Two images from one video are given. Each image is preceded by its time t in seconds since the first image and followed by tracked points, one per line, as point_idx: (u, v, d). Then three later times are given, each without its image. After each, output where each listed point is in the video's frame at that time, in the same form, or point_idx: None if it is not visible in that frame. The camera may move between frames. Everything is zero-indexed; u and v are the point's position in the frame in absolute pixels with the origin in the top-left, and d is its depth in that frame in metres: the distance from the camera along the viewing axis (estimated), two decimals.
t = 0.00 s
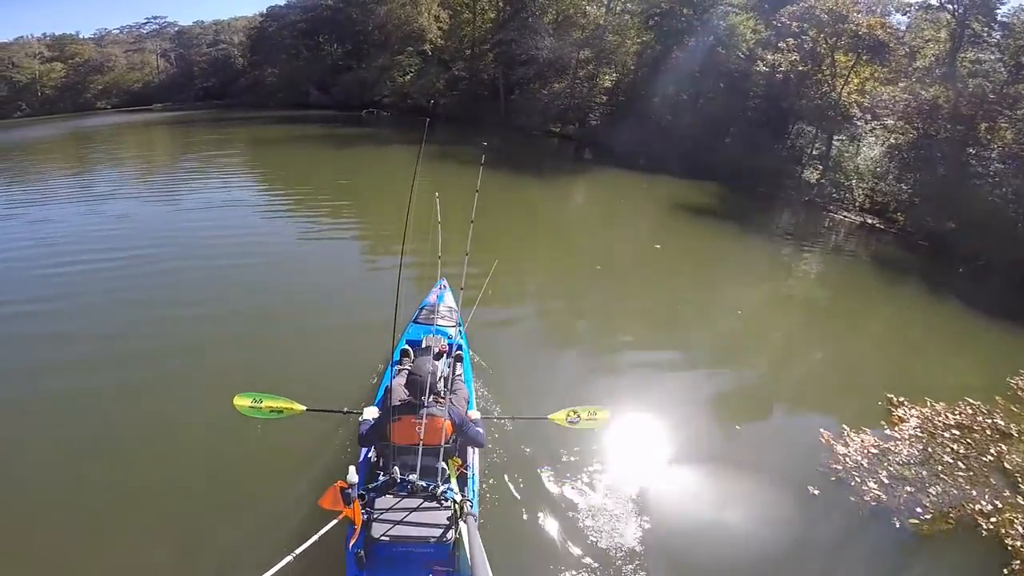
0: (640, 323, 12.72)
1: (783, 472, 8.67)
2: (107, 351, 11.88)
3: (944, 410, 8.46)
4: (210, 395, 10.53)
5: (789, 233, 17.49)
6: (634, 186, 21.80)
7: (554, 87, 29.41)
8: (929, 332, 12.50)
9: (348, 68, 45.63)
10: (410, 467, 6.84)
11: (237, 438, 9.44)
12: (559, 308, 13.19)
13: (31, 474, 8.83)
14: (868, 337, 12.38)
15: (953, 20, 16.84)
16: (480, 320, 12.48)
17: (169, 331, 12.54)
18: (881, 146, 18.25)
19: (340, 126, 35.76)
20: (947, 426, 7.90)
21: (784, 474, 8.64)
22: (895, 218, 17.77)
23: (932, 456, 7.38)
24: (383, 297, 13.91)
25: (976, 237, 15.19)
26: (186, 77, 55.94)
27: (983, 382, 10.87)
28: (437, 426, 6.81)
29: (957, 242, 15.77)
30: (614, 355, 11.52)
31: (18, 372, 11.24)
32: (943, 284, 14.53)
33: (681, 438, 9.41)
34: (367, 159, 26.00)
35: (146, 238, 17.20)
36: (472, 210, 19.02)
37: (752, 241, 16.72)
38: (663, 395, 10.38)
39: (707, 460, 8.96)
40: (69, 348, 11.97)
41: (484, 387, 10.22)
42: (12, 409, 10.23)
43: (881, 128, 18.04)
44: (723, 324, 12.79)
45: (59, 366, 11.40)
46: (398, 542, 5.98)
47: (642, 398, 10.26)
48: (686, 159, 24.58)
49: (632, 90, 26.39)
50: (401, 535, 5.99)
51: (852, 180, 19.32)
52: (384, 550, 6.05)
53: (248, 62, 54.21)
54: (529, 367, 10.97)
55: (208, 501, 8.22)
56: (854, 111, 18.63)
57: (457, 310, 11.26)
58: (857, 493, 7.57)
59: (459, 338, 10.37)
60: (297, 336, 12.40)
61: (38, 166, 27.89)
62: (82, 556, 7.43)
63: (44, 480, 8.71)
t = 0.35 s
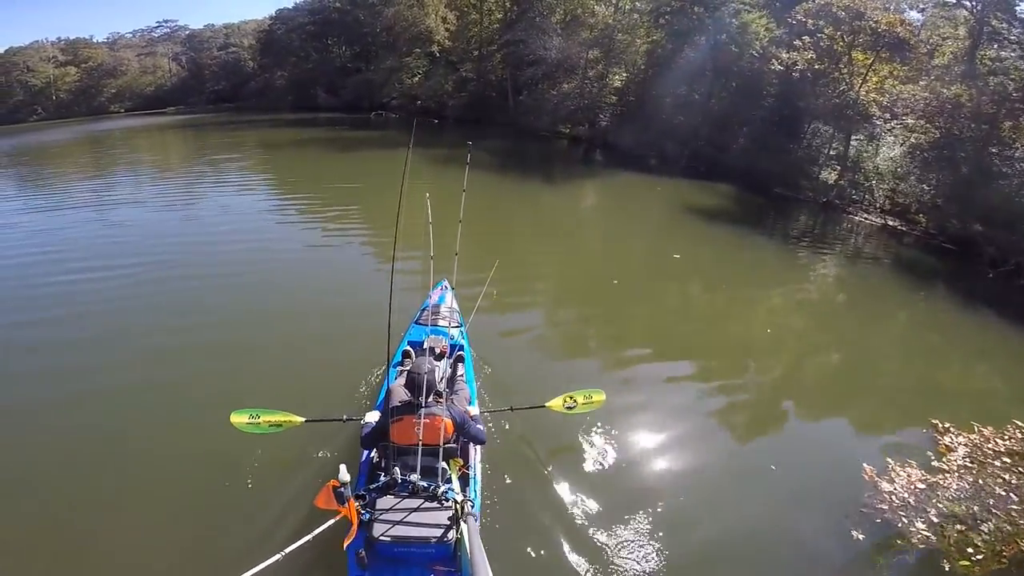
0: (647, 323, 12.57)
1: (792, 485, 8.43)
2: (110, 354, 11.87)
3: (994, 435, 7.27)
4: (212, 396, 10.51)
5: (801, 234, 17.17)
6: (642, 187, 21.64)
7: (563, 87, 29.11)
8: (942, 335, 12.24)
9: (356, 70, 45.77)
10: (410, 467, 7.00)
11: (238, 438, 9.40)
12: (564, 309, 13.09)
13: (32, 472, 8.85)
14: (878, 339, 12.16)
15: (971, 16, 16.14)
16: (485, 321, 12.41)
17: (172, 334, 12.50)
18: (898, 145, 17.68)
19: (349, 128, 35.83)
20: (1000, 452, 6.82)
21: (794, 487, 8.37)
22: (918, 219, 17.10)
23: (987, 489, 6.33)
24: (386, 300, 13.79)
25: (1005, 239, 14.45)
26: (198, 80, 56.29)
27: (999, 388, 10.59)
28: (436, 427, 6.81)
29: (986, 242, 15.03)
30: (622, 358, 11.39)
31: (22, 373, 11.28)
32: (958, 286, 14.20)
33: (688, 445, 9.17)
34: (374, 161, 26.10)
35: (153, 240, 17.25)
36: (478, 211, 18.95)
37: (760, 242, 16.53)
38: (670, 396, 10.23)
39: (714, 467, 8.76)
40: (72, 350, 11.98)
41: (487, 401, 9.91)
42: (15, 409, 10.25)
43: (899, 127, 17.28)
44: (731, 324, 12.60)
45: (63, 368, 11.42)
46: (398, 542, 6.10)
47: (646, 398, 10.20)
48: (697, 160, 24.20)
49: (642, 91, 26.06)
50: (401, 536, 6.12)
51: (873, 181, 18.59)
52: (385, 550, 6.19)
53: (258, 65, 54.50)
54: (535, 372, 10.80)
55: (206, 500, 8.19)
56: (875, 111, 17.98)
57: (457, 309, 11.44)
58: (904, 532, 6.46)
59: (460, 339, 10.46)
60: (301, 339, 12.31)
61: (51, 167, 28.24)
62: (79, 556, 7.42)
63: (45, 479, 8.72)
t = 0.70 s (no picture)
0: (649, 328, 12.48)
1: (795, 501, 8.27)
2: (106, 352, 11.74)
3: None
4: (211, 394, 10.47)
5: (810, 244, 16.87)
6: (648, 191, 21.54)
7: (571, 88, 28.88)
8: (950, 347, 12.09)
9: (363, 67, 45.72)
10: (410, 466, 6.85)
11: (237, 438, 9.40)
12: (567, 312, 13.00)
13: (32, 470, 8.86)
14: (884, 350, 12.03)
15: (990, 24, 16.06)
16: (486, 322, 12.32)
17: (169, 333, 12.37)
18: (914, 155, 17.39)
19: (355, 126, 35.83)
20: None
21: (797, 504, 8.21)
22: (930, 232, 16.72)
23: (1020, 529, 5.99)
24: (386, 300, 13.63)
25: None
26: (205, 75, 56.27)
27: (1005, 401, 10.51)
28: (436, 427, 6.81)
29: (1002, 258, 14.60)
30: (625, 363, 11.26)
31: (20, 370, 11.21)
32: (966, 297, 14.05)
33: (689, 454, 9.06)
34: (380, 160, 26.10)
35: (154, 237, 17.13)
36: (483, 212, 18.91)
37: (766, 249, 16.43)
38: (672, 403, 10.12)
39: (715, 479, 8.61)
40: (69, 348, 11.86)
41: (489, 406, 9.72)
42: (13, 406, 10.21)
43: (913, 135, 17.17)
44: (735, 332, 12.52)
45: (60, 366, 11.33)
46: (397, 543, 6.03)
47: (648, 402, 10.15)
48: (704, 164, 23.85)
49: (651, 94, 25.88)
50: (401, 537, 6.03)
51: (886, 192, 18.17)
52: (384, 550, 6.11)
53: (265, 60, 54.50)
54: (535, 378, 10.61)
55: (204, 502, 8.20)
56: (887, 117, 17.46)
57: (456, 309, 11.43)
58: None
59: (458, 338, 10.44)
60: (300, 337, 12.22)
61: (58, 161, 28.31)
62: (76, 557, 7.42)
63: (43, 477, 8.74)
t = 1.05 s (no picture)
0: (655, 330, 12.30)
1: (803, 513, 8.05)
2: (103, 355, 11.61)
3: None
4: (212, 394, 10.40)
5: (822, 248, 16.45)
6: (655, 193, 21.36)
7: (578, 89, 28.71)
8: (965, 353, 11.80)
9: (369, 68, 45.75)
10: (410, 467, 6.74)
11: (236, 437, 9.29)
12: (572, 314, 12.85)
13: (28, 468, 8.80)
14: (895, 354, 11.80)
15: (1007, 23, 15.45)
16: (489, 323, 12.21)
17: (166, 336, 12.24)
18: (932, 156, 16.93)
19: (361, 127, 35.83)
20: None
21: (804, 516, 8.00)
22: (948, 235, 16.28)
23: None
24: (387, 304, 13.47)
25: None
26: (213, 76, 56.42)
27: (1018, 405, 10.34)
28: (436, 426, 6.71)
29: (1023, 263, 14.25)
30: (634, 368, 11.07)
31: (17, 371, 11.12)
32: (980, 302, 13.75)
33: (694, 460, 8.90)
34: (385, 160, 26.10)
35: (159, 237, 17.13)
36: (488, 212, 18.81)
37: (774, 251, 16.23)
38: (676, 406, 10.01)
39: (721, 486, 8.42)
40: (65, 351, 11.72)
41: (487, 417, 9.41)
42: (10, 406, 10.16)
43: (930, 136, 16.65)
44: (741, 334, 12.36)
45: (56, 368, 11.23)
46: (397, 543, 5.93)
47: (652, 405, 10.05)
48: (715, 166, 23.52)
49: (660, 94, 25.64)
50: (401, 537, 5.93)
51: (902, 195, 17.82)
52: (384, 550, 6.02)
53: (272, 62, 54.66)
54: (534, 386, 10.32)
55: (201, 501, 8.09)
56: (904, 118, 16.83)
57: (457, 309, 11.34)
58: None
59: (459, 339, 10.35)
60: (302, 338, 12.11)
61: (67, 161, 28.58)
62: (68, 555, 7.33)
63: (40, 474, 8.67)
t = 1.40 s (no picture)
0: (660, 331, 12.19)
1: (809, 516, 7.90)
2: (106, 358, 11.59)
3: None
4: (214, 393, 10.42)
5: (837, 250, 16.06)
6: (660, 192, 21.22)
7: (586, 88, 28.52)
8: (979, 355, 11.52)
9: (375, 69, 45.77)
10: (410, 467, 6.83)
11: (238, 436, 9.28)
12: (576, 314, 12.75)
13: (31, 468, 8.83)
14: (905, 354, 11.58)
15: (1020, 19, 14.27)
16: (491, 323, 12.20)
17: (168, 339, 12.19)
18: (954, 155, 16.34)
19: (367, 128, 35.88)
20: None
21: (811, 519, 7.84)
22: (969, 236, 15.89)
23: None
24: (388, 303, 13.42)
25: None
26: (221, 78, 56.54)
27: None
28: (435, 425, 6.78)
29: None
30: (641, 368, 10.96)
31: (20, 373, 11.14)
32: (995, 302, 13.44)
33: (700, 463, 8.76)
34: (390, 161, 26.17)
35: (164, 239, 17.20)
36: (492, 213, 18.77)
37: (781, 251, 16.06)
38: (679, 405, 9.95)
39: (724, 488, 8.32)
40: (67, 355, 11.71)
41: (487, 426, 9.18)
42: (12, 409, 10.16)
43: (947, 134, 16.48)
44: (747, 333, 12.24)
45: (59, 370, 11.24)
46: (398, 543, 6.01)
47: (655, 404, 9.97)
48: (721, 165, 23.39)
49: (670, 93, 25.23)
50: (401, 537, 6.01)
51: (922, 195, 17.32)
52: (385, 550, 6.11)
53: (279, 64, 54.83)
54: (538, 391, 10.13)
55: (201, 501, 8.08)
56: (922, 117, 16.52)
57: (457, 309, 11.31)
58: None
59: (459, 338, 10.31)
60: (304, 339, 12.06)
61: (77, 164, 28.87)
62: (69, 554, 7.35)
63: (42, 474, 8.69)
